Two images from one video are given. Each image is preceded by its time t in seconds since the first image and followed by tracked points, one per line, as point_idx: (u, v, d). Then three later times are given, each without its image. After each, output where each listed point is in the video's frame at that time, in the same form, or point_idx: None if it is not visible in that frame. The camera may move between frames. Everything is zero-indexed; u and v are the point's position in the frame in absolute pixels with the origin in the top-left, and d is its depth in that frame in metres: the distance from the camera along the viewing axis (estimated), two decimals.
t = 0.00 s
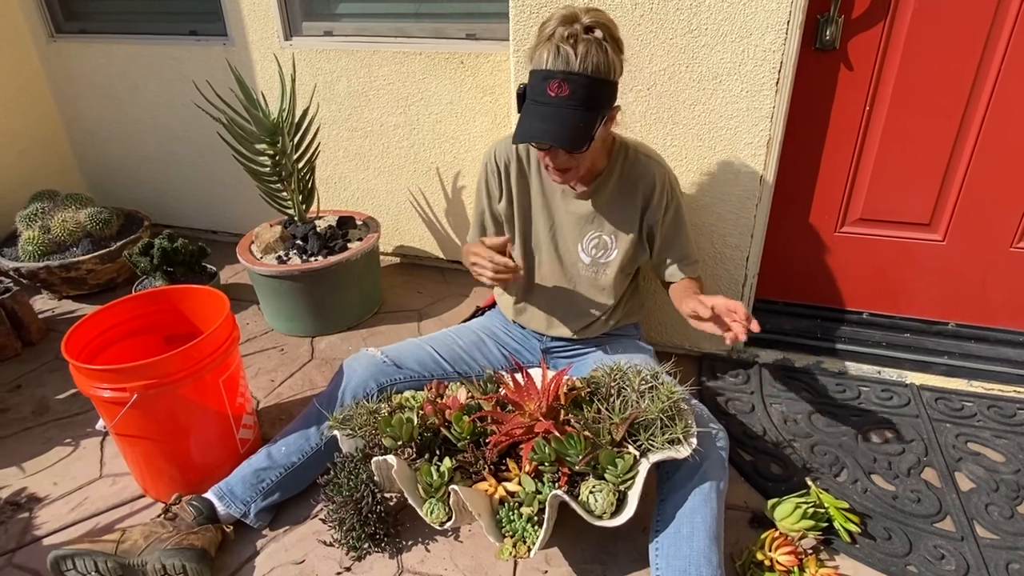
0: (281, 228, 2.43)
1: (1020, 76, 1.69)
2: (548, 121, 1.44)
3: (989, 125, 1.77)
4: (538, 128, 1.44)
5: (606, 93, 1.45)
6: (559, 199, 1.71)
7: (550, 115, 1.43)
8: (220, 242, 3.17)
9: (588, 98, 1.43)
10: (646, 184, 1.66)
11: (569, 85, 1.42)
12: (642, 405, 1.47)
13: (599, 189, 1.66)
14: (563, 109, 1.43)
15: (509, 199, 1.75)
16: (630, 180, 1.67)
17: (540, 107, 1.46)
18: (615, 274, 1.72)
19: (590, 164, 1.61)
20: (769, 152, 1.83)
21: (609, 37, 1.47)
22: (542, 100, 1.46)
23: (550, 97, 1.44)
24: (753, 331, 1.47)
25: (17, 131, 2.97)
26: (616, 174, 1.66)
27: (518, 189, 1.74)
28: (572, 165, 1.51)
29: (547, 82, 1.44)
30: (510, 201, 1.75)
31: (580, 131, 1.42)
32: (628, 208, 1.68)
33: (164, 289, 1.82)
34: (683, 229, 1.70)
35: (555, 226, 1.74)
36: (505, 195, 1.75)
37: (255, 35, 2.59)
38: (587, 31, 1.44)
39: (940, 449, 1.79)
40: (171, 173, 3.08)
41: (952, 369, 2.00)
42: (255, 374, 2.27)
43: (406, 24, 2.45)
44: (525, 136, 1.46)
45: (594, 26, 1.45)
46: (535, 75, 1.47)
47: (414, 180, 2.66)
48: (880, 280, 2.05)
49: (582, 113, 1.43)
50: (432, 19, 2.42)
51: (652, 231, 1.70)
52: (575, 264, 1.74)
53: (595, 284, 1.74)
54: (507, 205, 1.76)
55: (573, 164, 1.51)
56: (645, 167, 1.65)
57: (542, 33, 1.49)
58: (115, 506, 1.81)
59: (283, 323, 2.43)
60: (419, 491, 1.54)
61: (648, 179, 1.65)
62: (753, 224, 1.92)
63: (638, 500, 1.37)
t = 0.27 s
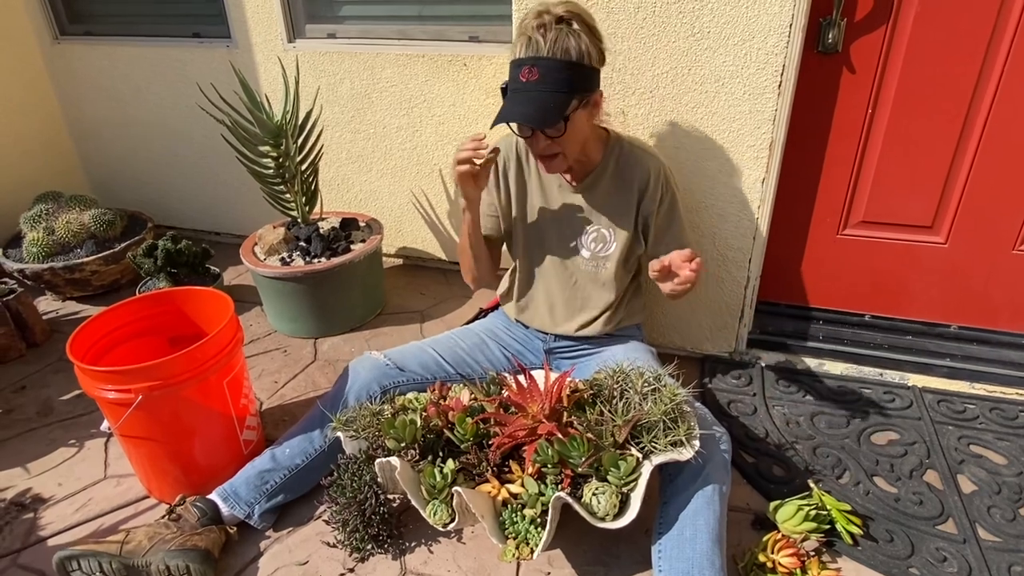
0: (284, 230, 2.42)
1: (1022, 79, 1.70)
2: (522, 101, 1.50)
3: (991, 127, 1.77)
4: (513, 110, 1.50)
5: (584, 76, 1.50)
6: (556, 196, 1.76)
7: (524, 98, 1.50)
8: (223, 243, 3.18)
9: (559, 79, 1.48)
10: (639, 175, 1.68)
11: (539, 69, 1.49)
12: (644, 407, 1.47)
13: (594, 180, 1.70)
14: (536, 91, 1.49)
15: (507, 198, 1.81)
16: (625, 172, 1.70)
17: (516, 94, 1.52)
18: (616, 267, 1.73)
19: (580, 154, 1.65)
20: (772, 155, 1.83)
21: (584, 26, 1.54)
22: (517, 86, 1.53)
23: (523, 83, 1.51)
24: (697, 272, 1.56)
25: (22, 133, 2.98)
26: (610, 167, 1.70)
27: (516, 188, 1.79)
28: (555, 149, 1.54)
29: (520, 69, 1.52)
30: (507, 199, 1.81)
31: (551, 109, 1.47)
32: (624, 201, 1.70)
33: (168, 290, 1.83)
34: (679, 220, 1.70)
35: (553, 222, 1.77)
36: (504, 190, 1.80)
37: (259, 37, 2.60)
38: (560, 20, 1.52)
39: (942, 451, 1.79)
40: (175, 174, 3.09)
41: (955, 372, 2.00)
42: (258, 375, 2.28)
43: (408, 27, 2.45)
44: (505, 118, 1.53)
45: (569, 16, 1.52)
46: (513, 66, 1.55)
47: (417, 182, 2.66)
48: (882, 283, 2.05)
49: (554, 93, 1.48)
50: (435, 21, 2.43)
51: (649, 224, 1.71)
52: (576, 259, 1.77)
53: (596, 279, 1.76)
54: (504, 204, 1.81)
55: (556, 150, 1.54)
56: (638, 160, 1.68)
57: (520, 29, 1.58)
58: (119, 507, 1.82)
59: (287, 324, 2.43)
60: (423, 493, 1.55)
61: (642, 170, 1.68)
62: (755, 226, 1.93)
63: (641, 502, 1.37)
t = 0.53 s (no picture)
0: (287, 232, 2.42)
1: None
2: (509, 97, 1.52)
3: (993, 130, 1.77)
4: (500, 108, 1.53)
5: (570, 71, 1.50)
6: (560, 196, 1.76)
7: (510, 96, 1.52)
8: (225, 245, 3.19)
9: (543, 74, 1.49)
10: (641, 173, 1.68)
11: (523, 67, 1.51)
12: (646, 410, 1.48)
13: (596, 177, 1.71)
14: (520, 88, 1.51)
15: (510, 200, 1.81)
16: (626, 170, 1.70)
17: (503, 92, 1.55)
18: (620, 266, 1.73)
19: (579, 151, 1.66)
20: (773, 158, 1.83)
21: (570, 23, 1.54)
22: (505, 85, 1.55)
23: (510, 81, 1.54)
24: (694, 274, 1.59)
25: (25, 135, 2.99)
26: (612, 165, 1.70)
27: (519, 190, 1.80)
28: (547, 146, 1.55)
29: (507, 67, 1.55)
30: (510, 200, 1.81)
31: (535, 103, 1.48)
32: (627, 199, 1.71)
33: (171, 292, 1.84)
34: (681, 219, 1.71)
35: (557, 221, 1.78)
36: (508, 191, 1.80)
37: (262, 40, 2.61)
38: (547, 19, 1.53)
39: (944, 454, 1.79)
40: (177, 176, 3.10)
41: (956, 375, 2.00)
42: (261, 377, 2.29)
43: (411, 30, 2.46)
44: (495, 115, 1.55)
45: (555, 15, 1.54)
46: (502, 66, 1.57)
47: (419, 184, 2.67)
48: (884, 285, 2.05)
49: (538, 88, 1.49)
50: (438, 24, 2.44)
51: (652, 221, 1.71)
52: (580, 259, 1.77)
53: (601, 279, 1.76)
54: (507, 206, 1.82)
55: (547, 146, 1.56)
56: (640, 158, 1.69)
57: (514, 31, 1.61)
58: (122, 509, 1.83)
59: (289, 326, 2.44)
60: (425, 495, 1.55)
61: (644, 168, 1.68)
62: (757, 228, 1.93)
63: (643, 504, 1.37)
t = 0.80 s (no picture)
0: (289, 235, 2.44)
1: None
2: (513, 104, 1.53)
3: (994, 134, 1.78)
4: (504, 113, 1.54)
5: (573, 76, 1.50)
6: (563, 200, 1.77)
7: (514, 101, 1.53)
8: (227, 248, 3.20)
9: (546, 80, 1.49)
10: (644, 178, 1.69)
11: (527, 72, 1.52)
12: (647, 414, 1.48)
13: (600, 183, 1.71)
14: (524, 93, 1.51)
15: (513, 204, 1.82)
16: (629, 175, 1.70)
17: (508, 98, 1.55)
18: (622, 270, 1.74)
19: (583, 157, 1.67)
20: (774, 163, 1.84)
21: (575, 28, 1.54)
22: (510, 90, 1.55)
23: (514, 86, 1.54)
24: (693, 280, 1.60)
25: (28, 139, 3.00)
26: (616, 169, 1.71)
27: (522, 194, 1.80)
28: (551, 151, 1.55)
29: (510, 73, 1.55)
30: (514, 204, 1.82)
31: (539, 109, 1.49)
32: (630, 204, 1.71)
33: (174, 295, 1.84)
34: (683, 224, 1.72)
35: (560, 225, 1.79)
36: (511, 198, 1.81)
37: (264, 44, 2.62)
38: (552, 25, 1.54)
39: (945, 458, 1.79)
40: (179, 179, 3.11)
41: (957, 379, 2.01)
42: (262, 380, 2.29)
43: (413, 34, 2.47)
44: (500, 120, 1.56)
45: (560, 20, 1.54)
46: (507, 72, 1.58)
47: (421, 188, 2.68)
48: (885, 290, 2.06)
49: (542, 93, 1.49)
50: (440, 29, 2.44)
51: (654, 226, 1.71)
52: (582, 263, 1.77)
53: (602, 283, 1.77)
54: (510, 210, 1.83)
55: (551, 151, 1.56)
56: (644, 163, 1.69)
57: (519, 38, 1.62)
58: (124, 511, 1.83)
59: (291, 329, 2.44)
60: (426, 499, 1.55)
61: (647, 173, 1.69)
62: (758, 232, 1.94)
63: (645, 508, 1.38)
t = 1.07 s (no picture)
0: (290, 239, 2.44)
1: None
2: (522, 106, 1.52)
3: (994, 139, 1.78)
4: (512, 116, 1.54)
5: (578, 80, 1.51)
6: (567, 203, 1.77)
7: (521, 104, 1.53)
8: (228, 251, 3.20)
9: (552, 83, 1.50)
10: (650, 182, 1.69)
11: (533, 75, 1.52)
12: (648, 418, 1.48)
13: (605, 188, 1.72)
14: (531, 96, 1.52)
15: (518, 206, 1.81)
16: (634, 179, 1.71)
17: (515, 100, 1.55)
18: (626, 274, 1.74)
19: (587, 160, 1.68)
20: (775, 167, 1.84)
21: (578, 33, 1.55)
22: (517, 93, 1.55)
23: (520, 90, 1.54)
24: (695, 283, 1.60)
25: (30, 141, 3.01)
26: (620, 173, 1.71)
27: (526, 197, 1.80)
28: (558, 155, 1.55)
29: (517, 76, 1.56)
30: (519, 206, 1.81)
31: (544, 112, 1.49)
32: (634, 209, 1.71)
33: (176, 299, 1.85)
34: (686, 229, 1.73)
35: (563, 229, 1.79)
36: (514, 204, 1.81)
37: (266, 48, 2.63)
38: (557, 29, 1.54)
39: (946, 462, 1.79)
40: (181, 182, 3.11)
41: (958, 383, 2.01)
42: (263, 383, 2.29)
43: (414, 38, 2.48)
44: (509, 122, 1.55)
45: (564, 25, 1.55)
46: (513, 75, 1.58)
47: (422, 191, 2.68)
48: (886, 294, 2.06)
49: (549, 96, 1.50)
50: (441, 33, 2.45)
51: (658, 230, 1.72)
52: (586, 267, 1.78)
53: (605, 287, 1.77)
54: (513, 214, 1.82)
55: (558, 155, 1.56)
56: (649, 168, 1.70)
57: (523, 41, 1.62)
58: (125, 514, 1.83)
59: (292, 332, 2.45)
60: (427, 502, 1.55)
61: (651, 178, 1.69)
62: (759, 236, 1.94)
63: (646, 511, 1.37)
